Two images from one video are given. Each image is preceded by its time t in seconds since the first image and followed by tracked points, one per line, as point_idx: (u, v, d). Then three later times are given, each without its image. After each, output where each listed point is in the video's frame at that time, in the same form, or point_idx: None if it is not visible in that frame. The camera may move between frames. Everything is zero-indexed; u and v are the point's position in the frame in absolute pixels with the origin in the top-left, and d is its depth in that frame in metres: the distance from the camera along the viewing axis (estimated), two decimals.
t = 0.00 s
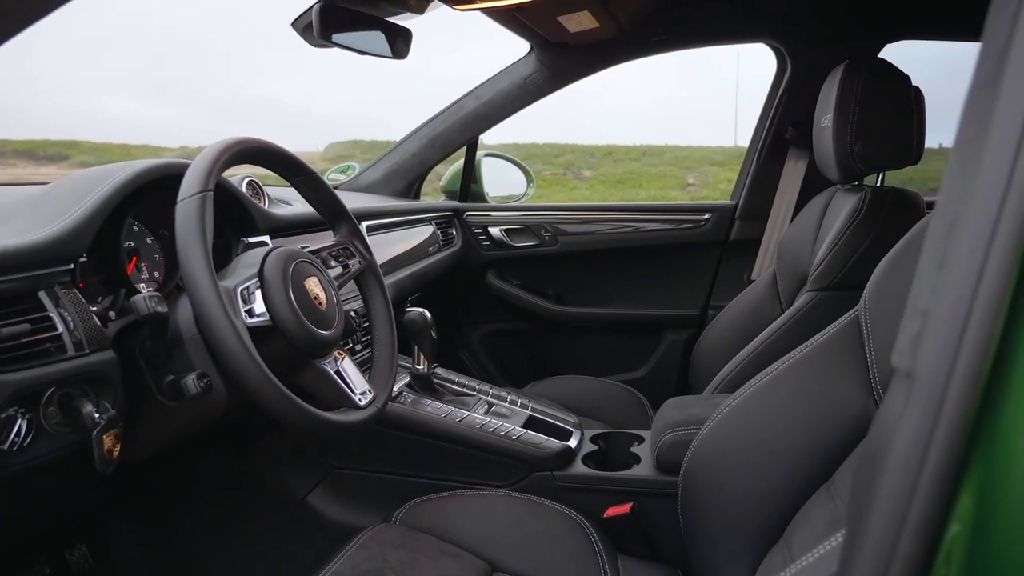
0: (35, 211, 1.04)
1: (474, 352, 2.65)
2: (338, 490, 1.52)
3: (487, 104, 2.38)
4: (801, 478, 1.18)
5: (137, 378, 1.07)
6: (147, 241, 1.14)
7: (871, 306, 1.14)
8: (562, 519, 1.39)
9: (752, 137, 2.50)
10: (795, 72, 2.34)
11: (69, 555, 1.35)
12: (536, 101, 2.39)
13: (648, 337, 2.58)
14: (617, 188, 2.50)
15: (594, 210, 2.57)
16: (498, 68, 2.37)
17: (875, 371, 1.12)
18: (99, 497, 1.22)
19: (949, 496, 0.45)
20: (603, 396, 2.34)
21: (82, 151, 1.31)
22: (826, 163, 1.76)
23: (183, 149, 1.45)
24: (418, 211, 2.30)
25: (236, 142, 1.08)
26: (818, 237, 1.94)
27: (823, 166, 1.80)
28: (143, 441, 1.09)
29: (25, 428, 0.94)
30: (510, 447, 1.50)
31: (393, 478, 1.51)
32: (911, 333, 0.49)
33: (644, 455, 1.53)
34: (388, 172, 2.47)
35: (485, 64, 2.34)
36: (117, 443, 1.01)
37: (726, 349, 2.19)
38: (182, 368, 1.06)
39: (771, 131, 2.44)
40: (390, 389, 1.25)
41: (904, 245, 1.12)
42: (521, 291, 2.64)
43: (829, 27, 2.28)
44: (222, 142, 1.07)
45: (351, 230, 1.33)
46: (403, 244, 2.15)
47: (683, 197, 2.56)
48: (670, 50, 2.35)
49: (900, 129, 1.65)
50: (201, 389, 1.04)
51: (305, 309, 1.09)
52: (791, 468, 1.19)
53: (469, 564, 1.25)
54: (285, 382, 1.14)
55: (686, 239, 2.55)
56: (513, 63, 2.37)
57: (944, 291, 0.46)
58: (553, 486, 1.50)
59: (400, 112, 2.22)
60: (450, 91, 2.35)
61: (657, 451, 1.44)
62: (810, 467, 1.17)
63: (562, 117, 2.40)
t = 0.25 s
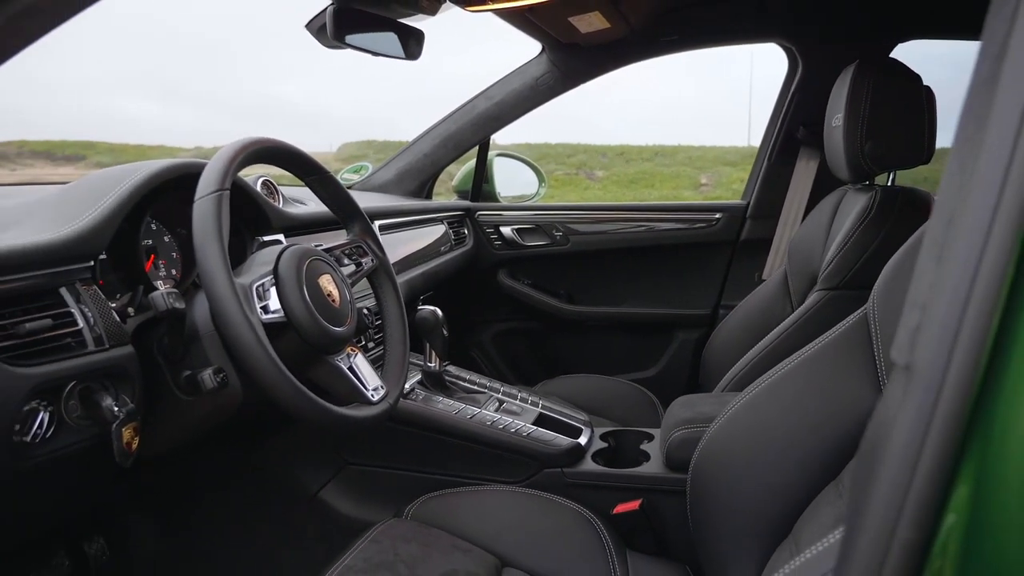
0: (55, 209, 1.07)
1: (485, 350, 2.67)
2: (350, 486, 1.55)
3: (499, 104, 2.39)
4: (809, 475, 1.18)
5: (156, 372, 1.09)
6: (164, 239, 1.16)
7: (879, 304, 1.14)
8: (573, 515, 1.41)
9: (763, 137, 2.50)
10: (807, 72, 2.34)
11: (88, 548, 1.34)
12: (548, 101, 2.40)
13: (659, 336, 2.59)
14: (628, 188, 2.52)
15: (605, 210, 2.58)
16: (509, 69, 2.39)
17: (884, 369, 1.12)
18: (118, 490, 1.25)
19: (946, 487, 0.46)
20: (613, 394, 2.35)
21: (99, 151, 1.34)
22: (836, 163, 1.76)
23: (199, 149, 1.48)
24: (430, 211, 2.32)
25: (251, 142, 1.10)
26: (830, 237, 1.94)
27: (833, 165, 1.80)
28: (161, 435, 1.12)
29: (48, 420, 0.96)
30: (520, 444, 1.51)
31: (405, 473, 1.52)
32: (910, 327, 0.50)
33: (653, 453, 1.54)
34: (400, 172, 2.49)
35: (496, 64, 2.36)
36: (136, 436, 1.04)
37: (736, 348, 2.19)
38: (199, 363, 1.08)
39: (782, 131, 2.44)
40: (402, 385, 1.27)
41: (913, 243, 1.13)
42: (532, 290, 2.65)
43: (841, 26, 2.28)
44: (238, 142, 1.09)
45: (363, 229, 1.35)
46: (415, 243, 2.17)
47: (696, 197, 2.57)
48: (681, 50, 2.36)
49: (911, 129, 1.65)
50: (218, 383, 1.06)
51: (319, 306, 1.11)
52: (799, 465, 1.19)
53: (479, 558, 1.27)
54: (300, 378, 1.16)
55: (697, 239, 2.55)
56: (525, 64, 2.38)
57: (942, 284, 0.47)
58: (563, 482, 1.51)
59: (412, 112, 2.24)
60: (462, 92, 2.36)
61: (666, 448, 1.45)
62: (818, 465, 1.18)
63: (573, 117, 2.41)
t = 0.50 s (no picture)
0: (75, 207, 1.09)
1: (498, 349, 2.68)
2: (363, 481, 1.56)
3: (512, 103, 2.41)
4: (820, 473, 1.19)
5: (173, 367, 1.11)
6: (183, 236, 1.19)
7: (891, 302, 1.15)
8: (584, 511, 1.42)
9: (777, 136, 2.49)
10: (820, 70, 2.33)
11: (106, 540, 1.37)
12: (561, 100, 2.42)
13: (671, 335, 2.59)
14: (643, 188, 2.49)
15: (618, 209, 2.59)
16: (522, 68, 2.40)
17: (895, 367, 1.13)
18: (137, 483, 1.27)
19: (946, 479, 0.47)
20: (626, 393, 2.35)
21: (117, 151, 1.36)
22: (850, 162, 1.76)
23: (216, 149, 1.50)
24: (444, 210, 2.34)
25: (266, 141, 1.11)
26: (842, 236, 1.93)
27: (847, 164, 1.80)
28: (178, 428, 1.14)
29: (69, 411, 0.99)
30: (532, 441, 1.53)
31: (418, 469, 1.54)
32: (913, 322, 0.50)
33: (664, 450, 1.55)
34: (414, 171, 2.51)
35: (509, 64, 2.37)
36: (154, 428, 1.06)
37: (749, 347, 2.19)
38: (216, 358, 1.10)
39: (796, 130, 2.44)
40: (415, 381, 1.28)
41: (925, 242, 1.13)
42: (545, 288, 2.66)
43: (855, 24, 2.27)
44: (253, 140, 1.11)
45: (377, 227, 1.36)
46: (428, 242, 2.18)
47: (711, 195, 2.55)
48: (694, 49, 2.37)
49: (923, 128, 1.64)
50: (234, 377, 1.08)
51: (334, 302, 1.13)
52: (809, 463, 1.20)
53: (491, 553, 1.28)
54: (315, 373, 1.18)
55: (710, 237, 2.55)
56: (538, 63, 2.40)
57: (945, 277, 0.48)
58: (574, 479, 1.53)
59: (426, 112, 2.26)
60: (475, 91, 2.38)
61: (677, 445, 1.46)
62: (829, 462, 1.18)
63: (586, 117, 2.42)
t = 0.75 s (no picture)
0: (92, 204, 1.11)
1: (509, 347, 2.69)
2: (374, 476, 1.58)
3: (524, 102, 2.42)
4: (828, 470, 1.19)
5: (187, 362, 1.13)
6: (196, 233, 1.21)
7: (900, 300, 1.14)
8: (593, 508, 1.43)
9: (789, 134, 2.49)
10: (833, 69, 2.33)
11: (122, 534, 1.41)
12: (573, 99, 2.42)
13: (682, 333, 2.59)
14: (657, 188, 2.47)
15: (629, 208, 2.59)
16: (534, 68, 2.41)
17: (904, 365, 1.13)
18: (152, 475, 1.29)
19: (945, 470, 0.47)
20: (637, 391, 2.35)
21: (134, 151, 1.39)
22: (861, 160, 1.75)
23: (230, 148, 1.52)
24: (456, 208, 2.35)
25: (278, 139, 1.13)
26: (855, 235, 1.92)
27: (858, 163, 1.79)
28: (192, 422, 1.16)
29: (85, 404, 1.00)
30: (541, 438, 1.54)
31: (428, 465, 1.56)
32: (911, 314, 0.51)
33: (673, 447, 1.56)
34: (426, 170, 2.53)
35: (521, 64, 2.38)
36: (168, 421, 1.08)
37: (760, 346, 2.19)
38: (229, 352, 1.12)
39: (808, 128, 2.43)
40: (424, 376, 1.29)
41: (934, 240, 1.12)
42: (557, 287, 2.67)
43: (868, 22, 2.27)
44: (265, 138, 1.12)
45: (388, 224, 1.38)
46: (440, 240, 2.20)
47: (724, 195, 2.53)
48: (706, 48, 2.37)
49: (935, 126, 1.64)
50: (246, 371, 1.10)
51: (344, 298, 1.14)
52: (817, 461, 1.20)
53: (501, 549, 1.29)
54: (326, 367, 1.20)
55: (722, 236, 2.55)
56: (550, 62, 2.41)
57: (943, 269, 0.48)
58: (583, 475, 1.54)
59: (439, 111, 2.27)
60: (487, 91, 2.39)
61: (686, 442, 1.46)
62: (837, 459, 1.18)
63: (597, 116, 2.43)
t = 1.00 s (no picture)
0: (106, 201, 1.13)
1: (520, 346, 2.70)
2: (384, 473, 1.59)
3: (534, 102, 2.43)
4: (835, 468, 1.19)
5: (199, 357, 1.15)
6: (209, 230, 1.22)
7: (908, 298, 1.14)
8: (601, 505, 1.43)
9: (800, 133, 2.48)
10: (844, 67, 2.32)
11: (136, 527, 1.42)
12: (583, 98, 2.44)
13: (693, 333, 2.59)
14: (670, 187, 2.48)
15: (639, 207, 2.59)
16: (544, 67, 2.42)
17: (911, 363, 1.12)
18: (164, 469, 1.31)
19: (940, 463, 0.48)
20: (647, 390, 2.36)
21: (150, 151, 1.41)
22: (872, 158, 1.74)
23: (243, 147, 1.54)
24: (466, 207, 2.36)
25: (288, 138, 1.14)
26: (866, 233, 1.91)
27: (869, 161, 1.77)
28: (203, 417, 1.17)
29: (98, 397, 1.02)
30: (550, 435, 1.55)
31: (437, 461, 1.57)
32: (909, 308, 0.51)
33: (681, 445, 1.57)
34: (437, 169, 2.54)
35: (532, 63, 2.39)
36: (179, 415, 1.09)
37: (770, 344, 2.18)
38: (239, 348, 1.13)
39: (819, 127, 2.43)
40: (432, 373, 1.30)
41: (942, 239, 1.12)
42: (567, 286, 2.67)
43: (879, 20, 2.26)
44: (276, 137, 1.14)
45: (398, 222, 1.39)
46: (450, 238, 2.21)
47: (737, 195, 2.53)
48: (716, 46, 2.37)
49: (944, 124, 1.64)
50: (257, 366, 1.11)
51: (353, 295, 1.15)
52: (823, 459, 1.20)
53: (509, 545, 1.30)
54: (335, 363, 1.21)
55: (733, 235, 2.55)
56: (560, 61, 2.42)
57: (940, 262, 0.48)
58: (592, 472, 1.55)
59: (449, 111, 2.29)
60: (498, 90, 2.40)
61: (695, 440, 1.47)
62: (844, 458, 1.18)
63: (607, 114, 2.43)
